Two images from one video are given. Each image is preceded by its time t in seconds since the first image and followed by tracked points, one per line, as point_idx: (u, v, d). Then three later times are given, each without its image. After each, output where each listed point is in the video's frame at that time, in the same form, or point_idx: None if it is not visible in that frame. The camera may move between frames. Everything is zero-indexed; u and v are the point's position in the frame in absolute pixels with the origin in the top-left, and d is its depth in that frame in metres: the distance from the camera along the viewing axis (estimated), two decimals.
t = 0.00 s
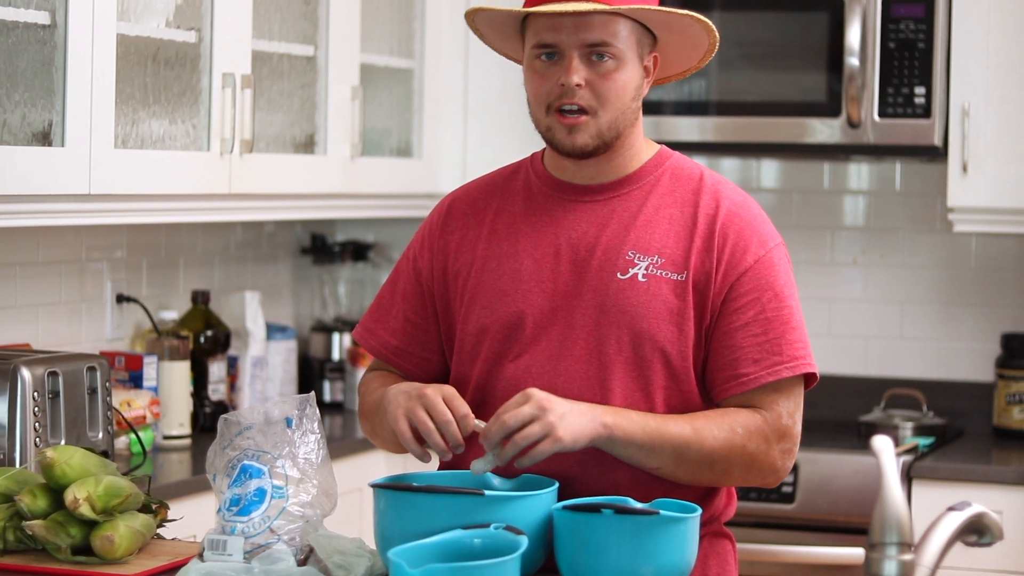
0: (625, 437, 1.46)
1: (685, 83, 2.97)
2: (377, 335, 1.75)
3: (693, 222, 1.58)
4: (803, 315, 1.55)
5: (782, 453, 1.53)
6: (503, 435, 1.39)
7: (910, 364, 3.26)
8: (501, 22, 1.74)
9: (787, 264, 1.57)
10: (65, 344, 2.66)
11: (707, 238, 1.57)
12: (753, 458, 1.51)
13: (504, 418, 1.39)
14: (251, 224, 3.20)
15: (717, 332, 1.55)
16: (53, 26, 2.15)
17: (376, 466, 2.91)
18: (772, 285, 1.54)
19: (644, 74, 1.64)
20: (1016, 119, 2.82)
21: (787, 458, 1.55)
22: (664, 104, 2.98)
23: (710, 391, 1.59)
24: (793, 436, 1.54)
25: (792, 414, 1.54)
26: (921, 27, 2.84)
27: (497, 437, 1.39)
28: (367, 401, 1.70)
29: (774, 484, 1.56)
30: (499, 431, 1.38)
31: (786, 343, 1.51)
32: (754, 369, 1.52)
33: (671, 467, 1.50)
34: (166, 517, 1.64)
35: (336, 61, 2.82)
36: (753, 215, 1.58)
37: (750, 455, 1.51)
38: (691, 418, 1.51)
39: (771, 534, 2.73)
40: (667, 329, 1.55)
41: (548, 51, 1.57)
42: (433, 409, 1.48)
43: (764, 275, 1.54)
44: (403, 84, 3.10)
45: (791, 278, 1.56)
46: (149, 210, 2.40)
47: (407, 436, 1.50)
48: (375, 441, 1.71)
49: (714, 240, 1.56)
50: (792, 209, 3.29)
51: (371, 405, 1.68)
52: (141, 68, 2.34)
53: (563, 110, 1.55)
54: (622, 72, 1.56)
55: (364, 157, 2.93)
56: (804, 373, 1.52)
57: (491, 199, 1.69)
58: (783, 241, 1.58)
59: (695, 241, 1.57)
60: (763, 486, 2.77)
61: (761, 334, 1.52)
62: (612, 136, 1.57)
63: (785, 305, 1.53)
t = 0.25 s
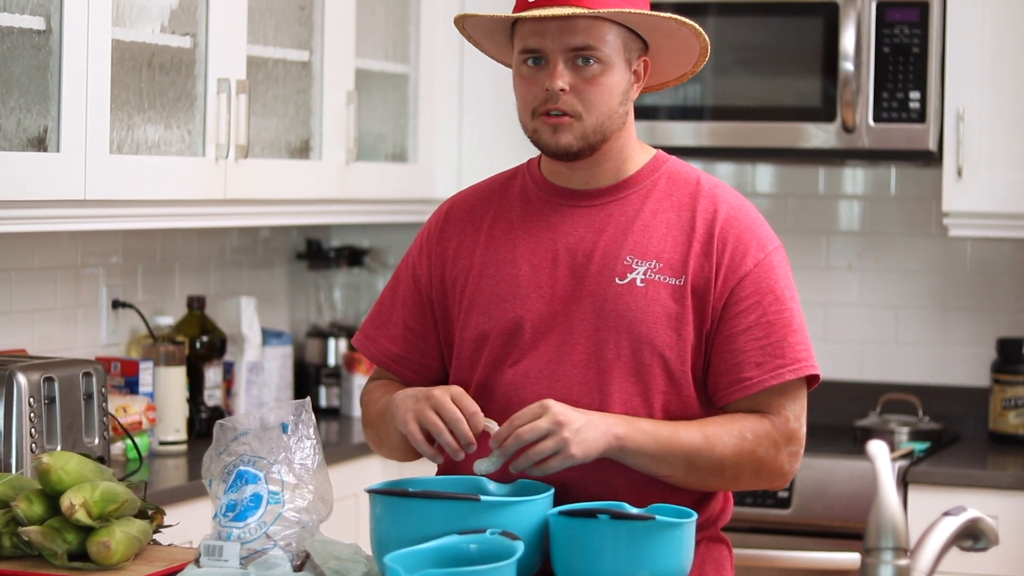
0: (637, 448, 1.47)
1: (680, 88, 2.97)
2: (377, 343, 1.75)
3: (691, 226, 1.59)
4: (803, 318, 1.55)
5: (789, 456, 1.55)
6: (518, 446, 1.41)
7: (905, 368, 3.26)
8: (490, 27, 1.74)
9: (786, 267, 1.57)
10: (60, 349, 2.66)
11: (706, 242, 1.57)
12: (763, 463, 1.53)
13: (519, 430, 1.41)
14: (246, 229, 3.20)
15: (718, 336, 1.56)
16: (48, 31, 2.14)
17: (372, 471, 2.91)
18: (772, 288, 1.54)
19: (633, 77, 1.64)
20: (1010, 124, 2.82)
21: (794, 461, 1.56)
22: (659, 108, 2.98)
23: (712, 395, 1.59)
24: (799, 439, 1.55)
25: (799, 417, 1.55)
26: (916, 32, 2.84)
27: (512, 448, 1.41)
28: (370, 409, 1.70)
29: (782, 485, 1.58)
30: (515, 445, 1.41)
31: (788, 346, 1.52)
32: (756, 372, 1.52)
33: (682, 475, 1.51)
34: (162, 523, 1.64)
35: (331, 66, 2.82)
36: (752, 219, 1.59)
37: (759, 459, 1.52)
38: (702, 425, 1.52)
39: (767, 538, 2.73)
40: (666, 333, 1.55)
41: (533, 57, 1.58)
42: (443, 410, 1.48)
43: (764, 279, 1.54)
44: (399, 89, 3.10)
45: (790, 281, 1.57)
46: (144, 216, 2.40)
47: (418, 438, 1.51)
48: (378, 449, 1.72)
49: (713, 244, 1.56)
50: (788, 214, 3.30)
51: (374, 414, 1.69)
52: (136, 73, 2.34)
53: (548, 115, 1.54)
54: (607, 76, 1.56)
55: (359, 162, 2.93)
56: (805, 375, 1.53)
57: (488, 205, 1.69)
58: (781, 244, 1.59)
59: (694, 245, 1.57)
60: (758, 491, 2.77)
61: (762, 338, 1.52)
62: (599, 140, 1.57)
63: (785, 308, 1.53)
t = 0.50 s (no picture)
0: (650, 458, 1.48)
1: (684, 92, 2.97)
2: (382, 348, 1.75)
3: (696, 230, 1.59)
4: (808, 322, 1.55)
5: (801, 459, 1.55)
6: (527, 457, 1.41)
7: (909, 372, 3.26)
8: (495, 32, 1.75)
9: (791, 272, 1.57)
10: (65, 353, 2.66)
11: (710, 247, 1.57)
12: (775, 468, 1.53)
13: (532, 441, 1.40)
14: (251, 234, 3.20)
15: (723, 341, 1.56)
16: (52, 36, 2.15)
17: (376, 475, 2.91)
18: (777, 292, 1.54)
19: (637, 81, 1.64)
20: (1014, 128, 2.82)
21: (807, 463, 1.56)
22: (663, 113, 2.98)
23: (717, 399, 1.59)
24: (811, 442, 1.55)
25: (810, 420, 1.55)
26: (920, 36, 2.84)
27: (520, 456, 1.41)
28: (371, 411, 1.71)
29: (795, 488, 1.58)
30: (525, 455, 1.40)
31: (794, 349, 1.52)
32: (762, 376, 1.52)
33: (695, 481, 1.52)
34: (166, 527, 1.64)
35: (335, 71, 2.82)
36: (757, 224, 1.59)
37: (772, 465, 1.53)
38: (715, 431, 1.52)
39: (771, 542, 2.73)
40: (670, 336, 1.55)
41: (537, 60, 1.58)
42: (434, 372, 1.49)
43: (769, 283, 1.54)
44: (402, 94, 3.10)
45: (796, 286, 1.57)
46: (148, 220, 2.40)
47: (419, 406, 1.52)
48: (384, 450, 1.73)
49: (718, 249, 1.56)
50: (792, 218, 3.30)
51: (375, 414, 1.70)
52: (140, 78, 2.35)
53: (554, 116, 1.54)
54: (611, 78, 1.56)
55: (363, 167, 2.93)
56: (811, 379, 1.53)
57: (493, 210, 1.69)
58: (786, 248, 1.59)
59: (698, 250, 1.57)
60: (762, 495, 2.77)
61: (768, 341, 1.52)
62: (604, 141, 1.57)
63: (790, 312, 1.54)
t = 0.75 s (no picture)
0: (645, 454, 1.47)
1: (683, 97, 2.97)
2: (384, 354, 1.73)
3: (694, 234, 1.59)
4: (806, 325, 1.55)
5: (795, 463, 1.54)
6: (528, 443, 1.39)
7: (909, 377, 3.26)
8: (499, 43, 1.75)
9: (789, 275, 1.57)
10: (65, 358, 2.66)
11: (708, 249, 1.57)
12: (770, 469, 1.52)
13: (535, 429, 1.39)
14: (250, 239, 3.21)
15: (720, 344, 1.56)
16: (51, 41, 2.16)
17: (376, 480, 2.91)
18: (775, 295, 1.54)
19: (636, 91, 1.64)
20: (1014, 132, 2.83)
21: (799, 468, 1.56)
22: (663, 117, 2.99)
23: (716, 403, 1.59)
24: (805, 445, 1.55)
25: (805, 423, 1.55)
26: (919, 41, 2.84)
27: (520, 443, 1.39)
28: (372, 417, 1.71)
29: (787, 492, 1.57)
30: (527, 442, 1.38)
31: (792, 351, 1.52)
32: (761, 377, 1.52)
33: (689, 479, 1.51)
34: (166, 532, 1.64)
35: (335, 76, 2.83)
36: (755, 228, 1.59)
37: (766, 465, 1.52)
38: (711, 429, 1.51)
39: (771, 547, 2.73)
40: (668, 338, 1.56)
41: (533, 80, 1.58)
42: (419, 370, 1.49)
43: (767, 286, 1.54)
44: (402, 98, 3.10)
45: (794, 289, 1.57)
46: (148, 225, 2.40)
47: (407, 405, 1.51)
48: (384, 458, 1.72)
49: (715, 251, 1.57)
50: (791, 223, 3.30)
51: (376, 420, 1.70)
52: (139, 83, 2.35)
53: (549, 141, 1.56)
54: (607, 101, 1.56)
55: (363, 172, 2.93)
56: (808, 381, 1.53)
57: (493, 216, 1.70)
58: (785, 252, 1.59)
59: (696, 252, 1.57)
60: (762, 499, 2.77)
61: (767, 343, 1.52)
62: (601, 161, 1.58)
63: (788, 315, 1.53)
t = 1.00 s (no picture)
0: (620, 443, 1.46)
1: (682, 101, 2.98)
2: (385, 357, 1.73)
3: (690, 238, 1.59)
4: (798, 330, 1.55)
5: (772, 468, 1.54)
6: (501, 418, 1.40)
7: (907, 381, 3.26)
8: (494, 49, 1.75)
9: (783, 279, 1.57)
10: (63, 362, 2.66)
11: (703, 253, 1.57)
12: (747, 471, 1.51)
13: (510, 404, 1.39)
14: (249, 243, 3.21)
15: (712, 347, 1.56)
16: (51, 46, 2.15)
17: (375, 485, 2.91)
18: (766, 300, 1.54)
19: (635, 97, 1.64)
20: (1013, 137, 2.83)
21: (777, 472, 1.55)
22: (662, 121, 2.99)
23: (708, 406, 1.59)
24: (784, 451, 1.54)
25: (785, 429, 1.54)
26: (918, 45, 2.84)
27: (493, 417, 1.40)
28: (370, 415, 1.71)
29: (763, 498, 1.56)
30: (500, 417, 1.39)
31: (779, 357, 1.52)
32: (746, 383, 1.52)
33: (664, 474, 1.50)
34: (165, 537, 1.64)
35: (334, 80, 2.82)
36: (750, 231, 1.59)
37: (744, 466, 1.51)
38: (689, 426, 1.50)
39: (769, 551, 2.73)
40: (664, 342, 1.56)
41: (532, 91, 1.58)
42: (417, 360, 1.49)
43: (759, 290, 1.54)
44: (401, 103, 3.10)
45: (787, 294, 1.56)
46: (147, 230, 2.40)
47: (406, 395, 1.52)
48: (381, 457, 1.72)
49: (710, 255, 1.56)
50: (790, 227, 3.30)
51: (374, 418, 1.70)
52: (138, 87, 2.35)
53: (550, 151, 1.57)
54: (606, 110, 1.57)
55: (362, 176, 2.93)
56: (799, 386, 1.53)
57: (493, 220, 1.70)
58: (779, 256, 1.59)
59: (692, 256, 1.57)
60: (761, 503, 2.77)
61: (754, 348, 1.52)
62: (602, 170, 1.58)
63: (780, 320, 1.53)
